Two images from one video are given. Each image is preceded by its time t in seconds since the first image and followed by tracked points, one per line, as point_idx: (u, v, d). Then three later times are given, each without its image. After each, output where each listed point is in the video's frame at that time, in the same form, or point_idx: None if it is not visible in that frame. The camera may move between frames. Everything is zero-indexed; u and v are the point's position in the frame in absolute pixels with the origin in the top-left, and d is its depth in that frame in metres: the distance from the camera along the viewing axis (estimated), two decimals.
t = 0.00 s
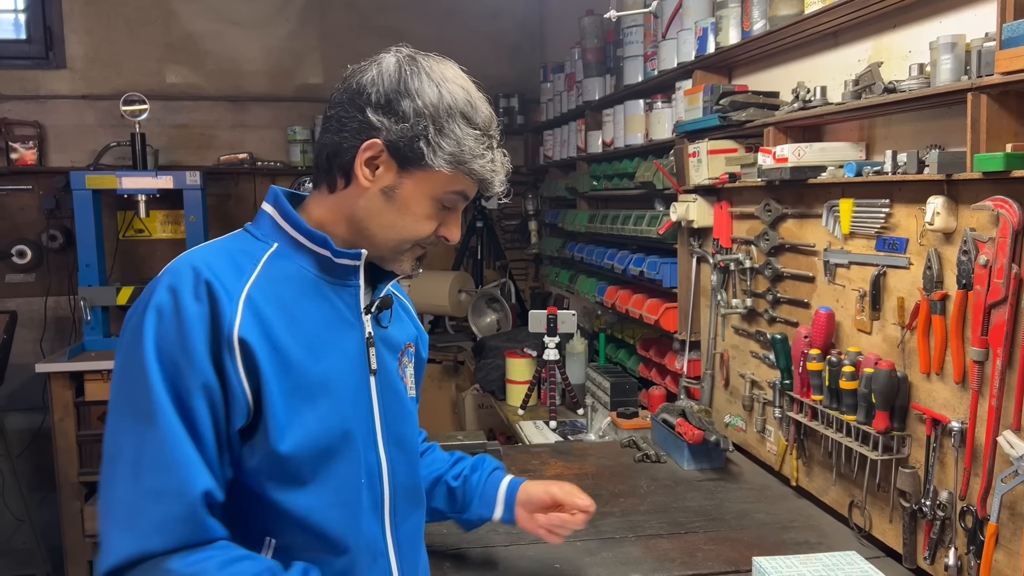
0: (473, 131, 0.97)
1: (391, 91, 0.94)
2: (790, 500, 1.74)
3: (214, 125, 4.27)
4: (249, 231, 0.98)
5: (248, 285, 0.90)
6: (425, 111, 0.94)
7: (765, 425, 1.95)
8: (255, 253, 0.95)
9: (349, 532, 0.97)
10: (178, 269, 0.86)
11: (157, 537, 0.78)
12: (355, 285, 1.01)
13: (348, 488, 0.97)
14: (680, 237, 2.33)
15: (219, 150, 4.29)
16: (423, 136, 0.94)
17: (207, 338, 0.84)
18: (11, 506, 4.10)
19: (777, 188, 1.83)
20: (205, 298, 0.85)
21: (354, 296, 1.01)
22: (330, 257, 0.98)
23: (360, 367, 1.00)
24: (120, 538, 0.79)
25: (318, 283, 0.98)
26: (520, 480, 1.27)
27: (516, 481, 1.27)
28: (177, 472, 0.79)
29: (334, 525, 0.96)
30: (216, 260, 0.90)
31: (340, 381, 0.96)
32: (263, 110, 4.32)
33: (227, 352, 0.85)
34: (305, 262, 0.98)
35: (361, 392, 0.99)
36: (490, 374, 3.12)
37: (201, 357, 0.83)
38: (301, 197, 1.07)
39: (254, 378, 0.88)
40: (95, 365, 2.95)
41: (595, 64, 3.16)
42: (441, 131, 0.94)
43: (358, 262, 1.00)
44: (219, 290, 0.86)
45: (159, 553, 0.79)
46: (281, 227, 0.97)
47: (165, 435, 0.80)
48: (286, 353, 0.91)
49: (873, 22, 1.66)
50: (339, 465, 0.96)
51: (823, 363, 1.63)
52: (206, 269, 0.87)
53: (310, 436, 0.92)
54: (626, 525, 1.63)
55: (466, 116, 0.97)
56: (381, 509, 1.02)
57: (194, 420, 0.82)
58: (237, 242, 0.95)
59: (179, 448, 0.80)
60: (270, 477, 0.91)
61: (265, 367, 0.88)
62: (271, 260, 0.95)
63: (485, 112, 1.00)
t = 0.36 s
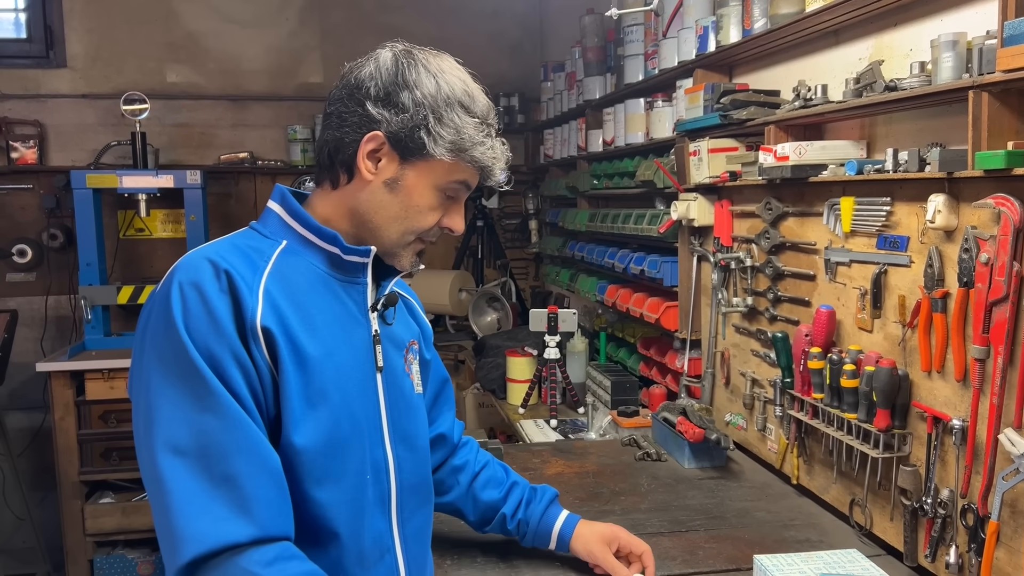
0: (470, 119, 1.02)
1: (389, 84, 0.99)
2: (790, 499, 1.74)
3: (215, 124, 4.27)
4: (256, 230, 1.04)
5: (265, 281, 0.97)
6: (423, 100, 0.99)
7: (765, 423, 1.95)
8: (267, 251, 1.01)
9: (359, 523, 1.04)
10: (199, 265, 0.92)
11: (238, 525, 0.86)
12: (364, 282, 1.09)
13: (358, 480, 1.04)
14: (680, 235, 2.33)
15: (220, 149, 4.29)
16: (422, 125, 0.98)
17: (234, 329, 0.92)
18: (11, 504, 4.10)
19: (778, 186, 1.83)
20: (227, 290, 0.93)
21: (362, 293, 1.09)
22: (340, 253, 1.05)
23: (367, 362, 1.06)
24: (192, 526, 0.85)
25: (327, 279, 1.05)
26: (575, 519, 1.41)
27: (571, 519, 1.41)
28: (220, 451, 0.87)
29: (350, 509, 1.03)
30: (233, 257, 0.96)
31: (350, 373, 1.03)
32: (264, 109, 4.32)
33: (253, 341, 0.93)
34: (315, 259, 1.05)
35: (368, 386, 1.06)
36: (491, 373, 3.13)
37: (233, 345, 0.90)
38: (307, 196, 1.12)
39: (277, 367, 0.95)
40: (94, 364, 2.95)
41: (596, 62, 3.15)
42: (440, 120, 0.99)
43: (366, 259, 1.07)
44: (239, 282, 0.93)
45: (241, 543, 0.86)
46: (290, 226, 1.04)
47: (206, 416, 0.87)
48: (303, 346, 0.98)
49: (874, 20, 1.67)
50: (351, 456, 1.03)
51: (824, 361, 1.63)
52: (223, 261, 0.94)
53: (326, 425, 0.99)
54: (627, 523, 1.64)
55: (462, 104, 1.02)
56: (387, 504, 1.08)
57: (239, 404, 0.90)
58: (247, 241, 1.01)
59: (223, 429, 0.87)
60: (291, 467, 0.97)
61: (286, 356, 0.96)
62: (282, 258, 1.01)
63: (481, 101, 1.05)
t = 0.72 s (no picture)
0: (476, 115, 1.02)
1: (394, 83, 0.99)
2: (789, 497, 1.75)
3: (214, 123, 4.27)
4: (266, 226, 1.05)
5: (274, 276, 0.97)
6: (428, 98, 0.99)
7: (764, 421, 1.95)
8: (276, 247, 1.01)
9: (363, 521, 1.04)
10: (209, 260, 0.93)
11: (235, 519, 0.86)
12: (372, 280, 1.09)
13: (363, 478, 1.04)
14: (679, 233, 2.34)
15: (219, 147, 4.28)
16: (429, 123, 0.99)
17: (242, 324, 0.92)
18: (11, 503, 4.10)
19: (776, 184, 1.83)
20: (236, 285, 0.93)
21: (371, 291, 1.09)
22: (349, 251, 1.06)
23: (375, 360, 1.06)
24: (190, 519, 0.85)
25: (337, 276, 1.05)
26: (573, 526, 1.42)
27: (569, 527, 1.42)
28: (223, 446, 0.87)
29: (354, 507, 1.03)
30: (243, 252, 0.97)
31: (358, 371, 1.04)
32: (263, 108, 4.32)
33: (261, 336, 0.94)
34: (324, 255, 1.05)
35: (375, 383, 1.06)
36: (490, 372, 3.13)
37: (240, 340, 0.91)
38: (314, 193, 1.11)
39: (284, 363, 0.96)
40: (93, 363, 2.95)
41: (595, 61, 3.15)
42: (446, 117, 0.99)
43: (375, 256, 1.07)
44: (248, 277, 0.94)
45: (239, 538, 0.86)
46: (300, 223, 1.04)
47: (210, 410, 0.87)
48: (311, 342, 0.98)
49: (872, 18, 1.66)
50: (356, 454, 1.03)
51: (822, 359, 1.63)
52: (232, 256, 0.95)
53: (332, 423, 0.99)
54: (625, 520, 1.64)
55: (468, 101, 1.02)
56: (393, 502, 1.09)
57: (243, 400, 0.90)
58: (257, 237, 1.02)
59: (226, 423, 0.87)
60: (295, 464, 0.98)
61: (293, 353, 0.96)
62: (291, 254, 1.02)
63: (487, 97, 1.05)
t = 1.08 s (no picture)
0: (476, 116, 1.02)
1: (394, 84, 0.99)
2: (785, 496, 1.75)
3: (211, 122, 4.26)
4: (266, 223, 1.05)
5: (275, 272, 0.97)
6: (428, 99, 0.99)
7: (761, 421, 1.95)
8: (277, 243, 1.01)
9: (362, 518, 1.04)
10: (211, 255, 0.93)
11: (233, 514, 0.86)
12: (371, 278, 1.09)
13: (362, 476, 1.04)
14: (677, 233, 2.34)
15: (217, 147, 4.28)
16: (428, 124, 0.98)
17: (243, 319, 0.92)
18: (9, 503, 4.09)
19: (773, 183, 1.83)
20: (237, 280, 0.93)
21: (370, 289, 1.09)
22: (350, 249, 1.06)
23: (374, 357, 1.07)
24: (189, 515, 0.85)
25: (337, 273, 1.05)
26: (570, 527, 1.42)
27: (566, 527, 1.42)
28: (222, 441, 0.87)
29: (353, 504, 1.03)
30: (244, 248, 0.97)
31: (358, 369, 1.04)
32: (260, 108, 4.31)
33: (262, 332, 0.93)
34: (325, 253, 1.05)
35: (375, 381, 1.06)
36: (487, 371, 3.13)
37: (242, 336, 0.90)
38: (313, 191, 1.11)
39: (284, 359, 0.95)
40: (91, 363, 2.94)
41: (593, 60, 3.15)
42: (445, 119, 0.99)
43: (376, 255, 1.07)
44: (249, 273, 0.94)
45: (237, 533, 0.86)
46: (299, 220, 1.04)
47: (209, 405, 0.87)
48: (312, 338, 0.98)
49: (869, 17, 1.66)
50: (356, 452, 1.03)
51: (818, 359, 1.63)
52: (234, 251, 0.95)
53: (332, 420, 0.99)
54: (622, 520, 1.63)
55: (468, 103, 1.02)
56: (392, 500, 1.09)
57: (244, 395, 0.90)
58: (258, 233, 1.01)
59: (226, 418, 0.87)
60: (294, 460, 0.97)
61: (294, 349, 0.96)
62: (292, 250, 1.02)
63: (485, 99, 1.05)
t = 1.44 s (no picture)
0: (465, 111, 1.01)
1: (383, 81, 0.98)
2: (782, 495, 1.74)
3: (208, 121, 4.25)
4: (259, 220, 1.04)
5: (268, 269, 0.97)
6: (417, 96, 0.98)
7: (757, 420, 1.94)
8: (270, 240, 1.01)
9: (358, 515, 1.04)
10: (203, 251, 0.92)
11: (226, 511, 0.85)
12: (366, 275, 1.08)
13: (357, 473, 1.03)
14: (674, 232, 2.33)
15: (214, 145, 4.27)
16: (416, 120, 0.98)
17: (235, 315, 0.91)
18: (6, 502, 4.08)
19: (770, 182, 1.83)
20: (230, 276, 0.92)
21: (365, 286, 1.08)
22: (343, 245, 1.05)
23: (368, 354, 1.06)
24: (182, 513, 0.84)
25: (330, 269, 1.04)
26: (566, 527, 1.41)
27: (562, 526, 1.41)
28: (215, 438, 0.86)
29: (348, 502, 1.02)
30: (237, 244, 0.96)
31: (353, 366, 1.03)
32: (257, 106, 4.31)
33: (255, 329, 0.93)
34: (318, 249, 1.04)
35: (370, 378, 1.05)
36: (485, 370, 3.12)
37: (235, 332, 0.90)
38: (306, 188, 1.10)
39: (278, 356, 0.95)
40: (87, 362, 2.93)
41: (591, 58, 3.15)
42: (434, 115, 0.98)
43: (370, 252, 1.06)
44: (242, 269, 0.93)
45: (229, 530, 0.85)
46: (292, 217, 1.03)
47: (202, 401, 0.87)
48: (306, 334, 0.97)
49: (866, 15, 1.66)
50: (350, 449, 1.02)
51: (816, 358, 1.62)
52: (227, 248, 0.94)
53: (326, 417, 0.98)
54: (618, 520, 1.63)
55: (458, 98, 1.01)
56: (387, 497, 1.08)
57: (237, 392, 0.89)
58: (251, 229, 1.01)
59: (219, 414, 0.86)
60: (288, 458, 0.97)
61: (287, 346, 0.95)
62: (285, 247, 1.01)
63: (476, 95, 1.04)
